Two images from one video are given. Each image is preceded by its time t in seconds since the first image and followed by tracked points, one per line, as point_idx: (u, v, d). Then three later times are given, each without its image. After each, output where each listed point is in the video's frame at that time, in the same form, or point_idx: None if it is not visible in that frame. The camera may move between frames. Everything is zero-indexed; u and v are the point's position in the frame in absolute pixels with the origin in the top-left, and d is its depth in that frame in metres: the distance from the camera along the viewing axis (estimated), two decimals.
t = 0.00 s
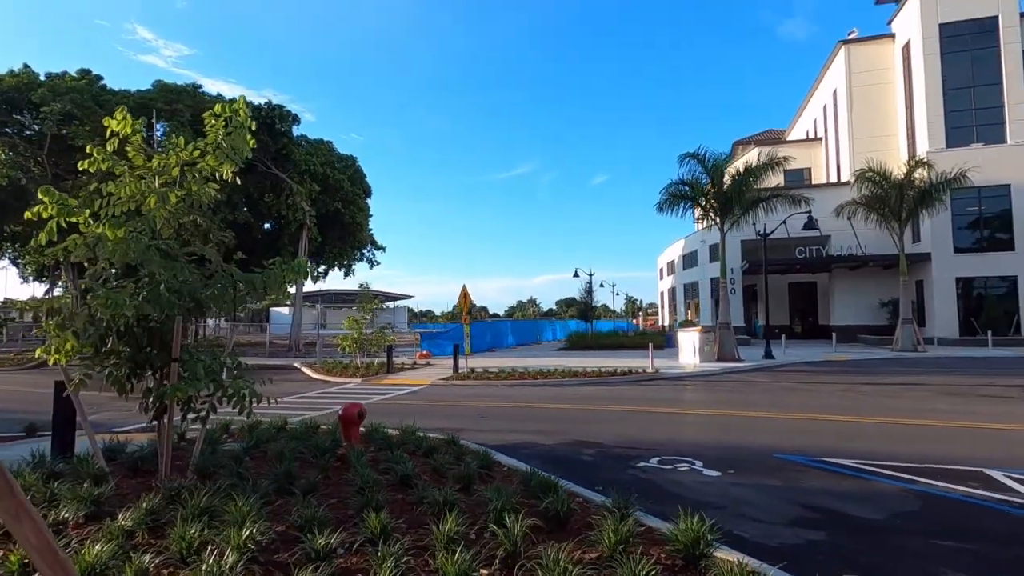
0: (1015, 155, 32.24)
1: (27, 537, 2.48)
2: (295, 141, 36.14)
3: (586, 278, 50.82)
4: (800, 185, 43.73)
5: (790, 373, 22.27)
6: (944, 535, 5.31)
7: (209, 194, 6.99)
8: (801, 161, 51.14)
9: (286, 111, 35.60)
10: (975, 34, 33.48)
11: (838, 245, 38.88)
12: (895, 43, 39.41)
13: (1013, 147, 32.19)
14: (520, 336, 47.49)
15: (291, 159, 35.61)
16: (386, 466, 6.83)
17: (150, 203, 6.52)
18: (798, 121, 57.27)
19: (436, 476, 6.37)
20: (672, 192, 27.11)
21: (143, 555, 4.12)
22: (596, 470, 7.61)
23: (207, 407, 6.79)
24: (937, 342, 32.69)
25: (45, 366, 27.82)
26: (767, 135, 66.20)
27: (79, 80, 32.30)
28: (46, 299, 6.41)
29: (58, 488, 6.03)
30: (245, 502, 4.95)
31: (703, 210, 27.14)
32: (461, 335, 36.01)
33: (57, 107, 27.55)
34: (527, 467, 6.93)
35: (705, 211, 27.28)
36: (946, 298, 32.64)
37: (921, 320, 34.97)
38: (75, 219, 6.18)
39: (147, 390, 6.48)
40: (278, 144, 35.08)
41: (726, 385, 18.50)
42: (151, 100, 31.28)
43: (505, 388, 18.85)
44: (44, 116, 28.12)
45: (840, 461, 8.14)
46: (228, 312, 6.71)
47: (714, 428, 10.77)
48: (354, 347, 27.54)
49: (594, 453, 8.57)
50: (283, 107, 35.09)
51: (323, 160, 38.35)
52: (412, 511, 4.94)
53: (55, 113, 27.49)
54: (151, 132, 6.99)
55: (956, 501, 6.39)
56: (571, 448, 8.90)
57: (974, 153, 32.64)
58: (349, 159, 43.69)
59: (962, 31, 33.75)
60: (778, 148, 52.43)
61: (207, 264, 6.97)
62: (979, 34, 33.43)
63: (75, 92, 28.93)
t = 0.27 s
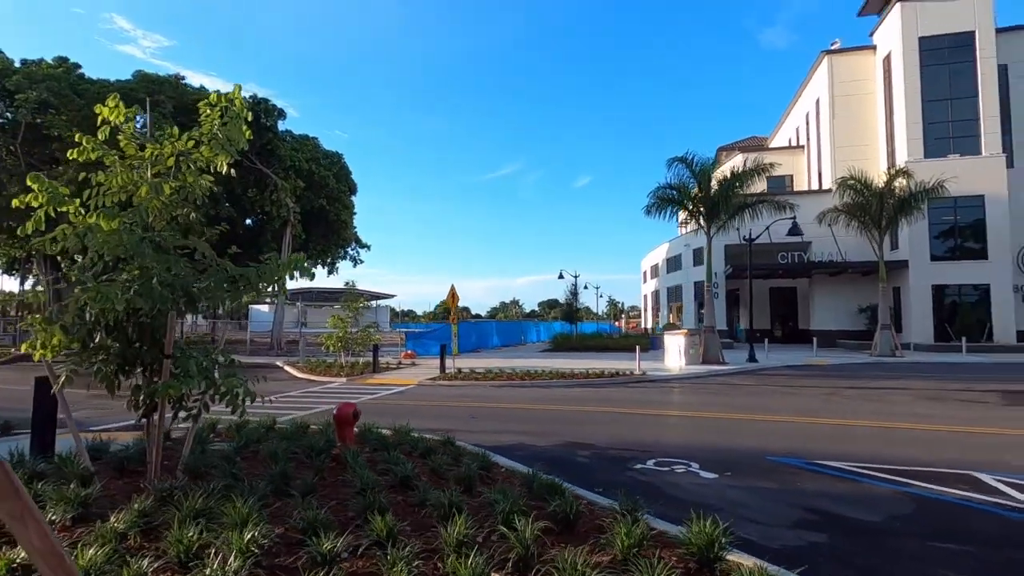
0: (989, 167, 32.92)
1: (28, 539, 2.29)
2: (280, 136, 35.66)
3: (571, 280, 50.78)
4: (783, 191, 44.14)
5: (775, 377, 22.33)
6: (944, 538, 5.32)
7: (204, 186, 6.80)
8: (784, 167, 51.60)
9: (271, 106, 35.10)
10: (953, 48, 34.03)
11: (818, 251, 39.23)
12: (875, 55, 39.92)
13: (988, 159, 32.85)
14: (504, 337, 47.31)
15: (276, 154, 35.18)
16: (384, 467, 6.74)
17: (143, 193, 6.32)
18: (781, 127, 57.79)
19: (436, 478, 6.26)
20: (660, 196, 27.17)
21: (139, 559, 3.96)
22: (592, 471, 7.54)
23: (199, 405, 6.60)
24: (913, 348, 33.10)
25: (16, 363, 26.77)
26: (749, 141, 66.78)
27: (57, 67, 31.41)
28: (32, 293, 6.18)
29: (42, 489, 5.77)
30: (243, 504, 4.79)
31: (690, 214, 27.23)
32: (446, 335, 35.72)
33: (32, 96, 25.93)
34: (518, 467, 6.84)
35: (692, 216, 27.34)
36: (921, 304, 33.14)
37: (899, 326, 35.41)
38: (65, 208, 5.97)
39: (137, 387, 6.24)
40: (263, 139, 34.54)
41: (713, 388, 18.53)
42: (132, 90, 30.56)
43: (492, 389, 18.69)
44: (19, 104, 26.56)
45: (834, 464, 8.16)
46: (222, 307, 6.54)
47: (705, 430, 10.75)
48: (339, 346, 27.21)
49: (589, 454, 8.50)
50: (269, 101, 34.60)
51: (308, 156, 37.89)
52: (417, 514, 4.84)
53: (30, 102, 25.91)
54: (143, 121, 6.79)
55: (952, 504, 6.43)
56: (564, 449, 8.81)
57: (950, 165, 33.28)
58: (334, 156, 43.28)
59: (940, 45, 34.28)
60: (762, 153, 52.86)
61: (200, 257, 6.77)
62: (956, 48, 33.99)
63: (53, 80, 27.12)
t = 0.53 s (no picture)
0: (989, 170, 32.94)
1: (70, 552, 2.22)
2: (280, 140, 35.61)
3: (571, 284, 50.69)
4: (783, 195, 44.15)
5: (780, 380, 22.20)
6: (974, 541, 5.22)
7: (218, 187, 6.69)
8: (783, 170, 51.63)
9: (272, 110, 35.04)
10: (950, 53, 34.12)
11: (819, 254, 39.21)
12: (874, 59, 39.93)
13: (988, 163, 32.88)
14: (505, 341, 47.17)
15: (277, 158, 35.20)
16: (403, 472, 6.67)
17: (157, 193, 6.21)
18: (779, 131, 57.84)
19: (456, 484, 6.19)
20: (663, 200, 27.10)
21: (164, 569, 3.84)
22: (608, 475, 7.43)
23: (215, 411, 6.46)
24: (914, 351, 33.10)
25: (16, 368, 26.50)
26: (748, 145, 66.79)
27: (55, 71, 31.21)
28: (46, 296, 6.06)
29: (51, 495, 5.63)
30: (266, 510, 4.70)
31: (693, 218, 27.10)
32: (448, 340, 35.54)
33: (32, 99, 25.32)
34: (533, 472, 6.76)
35: (695, 219, 27.21)
36: (922, 306, 33.15)
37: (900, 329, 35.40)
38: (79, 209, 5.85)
39: (151, 392, 6.09)
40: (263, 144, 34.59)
41: (719, 392, 18.43)
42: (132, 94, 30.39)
43: (497, 394, 18.56)
44: (18, 107, 25.93)
45: (851, 467, 8.07)
46: (238, 310, 6.43)
47: (717, 434, 10.65)
48: (341, 351, 27.04)
49: (603, 458, 8.39)
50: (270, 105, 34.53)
51: (308, 160, 37.78)
52: (443, 519, 4.77)
53: (30, 106, 25.31)
54: (157, 121, 6.69)
55: (976, 507, 6.34)
56: (578, 453, 8.70)
57: (950, 168, 33.30)
58: (334, 160, 43.25)
59: (938, 49, 34.36)
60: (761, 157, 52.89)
61: (214, 258, 6.66)
62: (955, 52, 34.07)
63: (54, 83, 26.36)
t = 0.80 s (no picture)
0: (1011, 166, 32.41)
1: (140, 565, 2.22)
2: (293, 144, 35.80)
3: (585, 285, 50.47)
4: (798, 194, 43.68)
5: (801, 381, 21.87)
6: None
7: (247, 190, 6.64)
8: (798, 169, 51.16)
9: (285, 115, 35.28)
10: (970, 47, 33.65)
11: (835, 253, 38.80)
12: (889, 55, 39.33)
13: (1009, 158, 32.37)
14: (518, 343, 47.06)
15: (291, 161, 35.49)
16: (436, 477, 6.62)
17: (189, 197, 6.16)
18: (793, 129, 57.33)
19: (492, 489, 6.13)
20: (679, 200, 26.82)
21: None
22: (641, 480, 7.29)
23: (248, 415, 6.43)
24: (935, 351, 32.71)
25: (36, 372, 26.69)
26: (761, 143, 66.17)
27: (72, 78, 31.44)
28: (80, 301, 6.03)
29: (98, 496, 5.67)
30: (307, 517, 4.64)
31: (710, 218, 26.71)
32: (461, 342, 35.42)
33: (50, 106, 25.62)
34: (569, 476, 6.67)
35: (711, 220, 26.85)
36: (943, 305, 32.73)
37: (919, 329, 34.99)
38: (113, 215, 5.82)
39: (185, 398, 6.05)
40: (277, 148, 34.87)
41: (741, 393, 18.21)
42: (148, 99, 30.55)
43: (516, 396, 18.43)
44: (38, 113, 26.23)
45: (889, 471, 7.89)
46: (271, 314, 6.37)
47: (745, 437, 10.47)
48: (356, 354, 27.02)
49: (634, 462, 8.24)
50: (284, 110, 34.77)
51: (322, 163, 37.91)
52: (485, 527, 4.69)
53: (49, 112, 25.65)
54: (187, 124, 6.63)
55: None
56: (607, 457, 8.55)
57: (971, 164, 32.80)
58: (347, 164, 43.45)
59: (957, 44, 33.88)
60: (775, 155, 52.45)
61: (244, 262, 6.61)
62: (974, 47, 33.60)
63: (70, 90, 26.50)
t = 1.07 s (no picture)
0: None
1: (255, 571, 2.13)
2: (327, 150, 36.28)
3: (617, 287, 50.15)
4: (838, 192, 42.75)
5: (846, 385, 21.34)
6: None
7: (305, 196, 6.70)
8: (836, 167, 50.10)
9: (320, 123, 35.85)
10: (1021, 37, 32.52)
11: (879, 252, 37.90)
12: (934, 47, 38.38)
13: None
14: (550, 345, 46.89)
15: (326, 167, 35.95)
16: (491, 482, 6.59)
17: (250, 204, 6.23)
18: (830, 126, 56.17)
19: (549, 494, 6.08)
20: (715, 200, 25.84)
21: None
22: (699, 486, 7.15)
23: (308, 418, 6.47)
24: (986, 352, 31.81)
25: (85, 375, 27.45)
26: (796, 142, 65.05)
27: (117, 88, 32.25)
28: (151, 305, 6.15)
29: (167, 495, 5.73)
30: (376, 521, 4.64)
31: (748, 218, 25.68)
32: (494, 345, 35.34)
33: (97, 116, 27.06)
34: (628, 483, 6.52)
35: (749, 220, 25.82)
36: (993, 306, 31.75)
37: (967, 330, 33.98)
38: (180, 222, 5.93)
39: (248, 400, 6.12)
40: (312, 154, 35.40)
41: (784, 397, 17.84)
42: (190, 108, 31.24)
43: (555, 399, 18.32)
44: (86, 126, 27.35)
45: (958, 480, 7.63)
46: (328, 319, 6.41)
47: (798, 442, 10.24)
48: (392, 357, 27.20)
49: (687, 467, 8.10)
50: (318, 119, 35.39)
51: (355, 169, 38.40)
52: (554, 534, 4.62)
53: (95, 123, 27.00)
54: (247, 132, 6.70)
55: None
56: (659, 462, 8.43)
57: None
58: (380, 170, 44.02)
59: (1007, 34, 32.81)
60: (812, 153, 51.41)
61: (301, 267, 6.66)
62: None
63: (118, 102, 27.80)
